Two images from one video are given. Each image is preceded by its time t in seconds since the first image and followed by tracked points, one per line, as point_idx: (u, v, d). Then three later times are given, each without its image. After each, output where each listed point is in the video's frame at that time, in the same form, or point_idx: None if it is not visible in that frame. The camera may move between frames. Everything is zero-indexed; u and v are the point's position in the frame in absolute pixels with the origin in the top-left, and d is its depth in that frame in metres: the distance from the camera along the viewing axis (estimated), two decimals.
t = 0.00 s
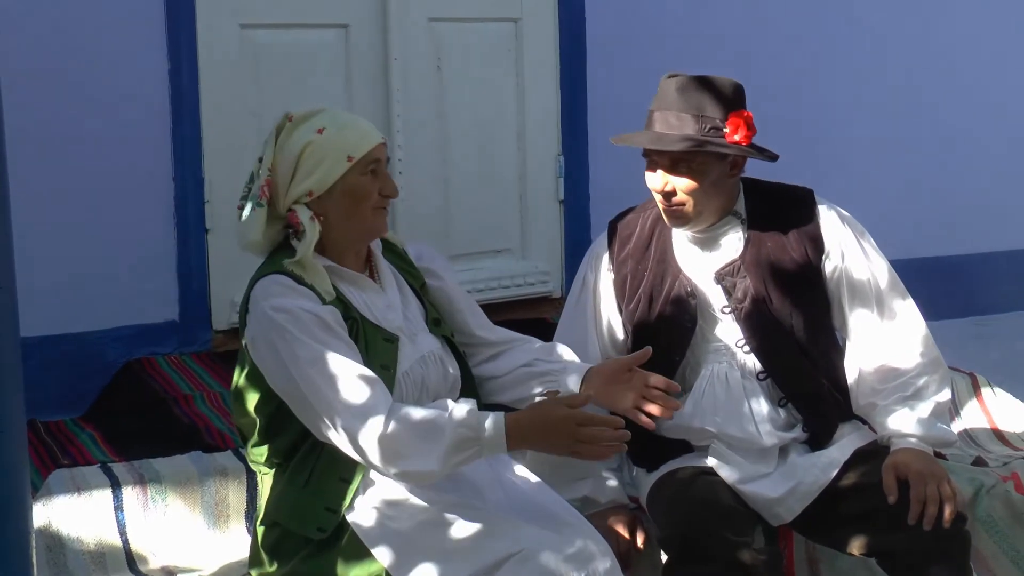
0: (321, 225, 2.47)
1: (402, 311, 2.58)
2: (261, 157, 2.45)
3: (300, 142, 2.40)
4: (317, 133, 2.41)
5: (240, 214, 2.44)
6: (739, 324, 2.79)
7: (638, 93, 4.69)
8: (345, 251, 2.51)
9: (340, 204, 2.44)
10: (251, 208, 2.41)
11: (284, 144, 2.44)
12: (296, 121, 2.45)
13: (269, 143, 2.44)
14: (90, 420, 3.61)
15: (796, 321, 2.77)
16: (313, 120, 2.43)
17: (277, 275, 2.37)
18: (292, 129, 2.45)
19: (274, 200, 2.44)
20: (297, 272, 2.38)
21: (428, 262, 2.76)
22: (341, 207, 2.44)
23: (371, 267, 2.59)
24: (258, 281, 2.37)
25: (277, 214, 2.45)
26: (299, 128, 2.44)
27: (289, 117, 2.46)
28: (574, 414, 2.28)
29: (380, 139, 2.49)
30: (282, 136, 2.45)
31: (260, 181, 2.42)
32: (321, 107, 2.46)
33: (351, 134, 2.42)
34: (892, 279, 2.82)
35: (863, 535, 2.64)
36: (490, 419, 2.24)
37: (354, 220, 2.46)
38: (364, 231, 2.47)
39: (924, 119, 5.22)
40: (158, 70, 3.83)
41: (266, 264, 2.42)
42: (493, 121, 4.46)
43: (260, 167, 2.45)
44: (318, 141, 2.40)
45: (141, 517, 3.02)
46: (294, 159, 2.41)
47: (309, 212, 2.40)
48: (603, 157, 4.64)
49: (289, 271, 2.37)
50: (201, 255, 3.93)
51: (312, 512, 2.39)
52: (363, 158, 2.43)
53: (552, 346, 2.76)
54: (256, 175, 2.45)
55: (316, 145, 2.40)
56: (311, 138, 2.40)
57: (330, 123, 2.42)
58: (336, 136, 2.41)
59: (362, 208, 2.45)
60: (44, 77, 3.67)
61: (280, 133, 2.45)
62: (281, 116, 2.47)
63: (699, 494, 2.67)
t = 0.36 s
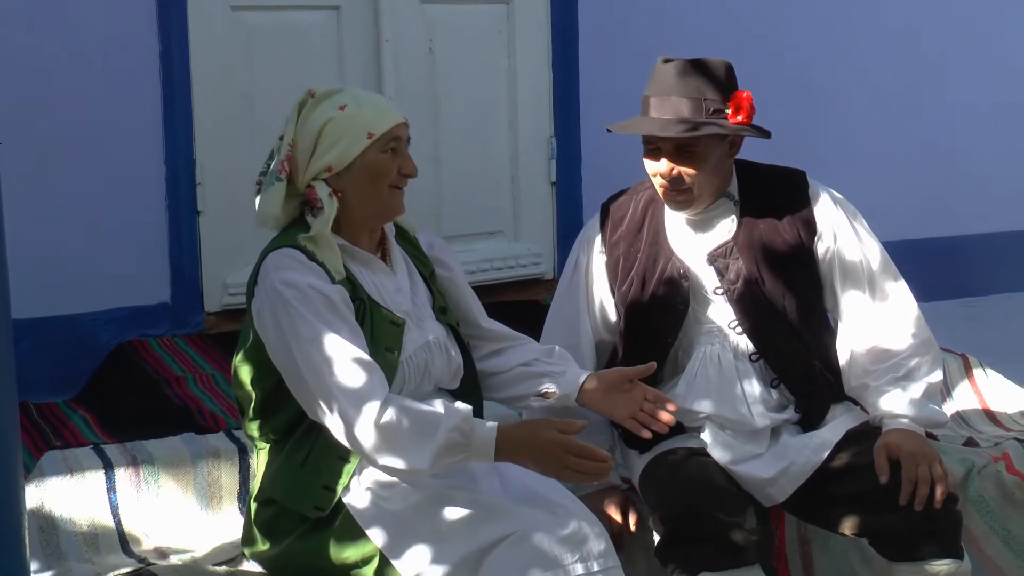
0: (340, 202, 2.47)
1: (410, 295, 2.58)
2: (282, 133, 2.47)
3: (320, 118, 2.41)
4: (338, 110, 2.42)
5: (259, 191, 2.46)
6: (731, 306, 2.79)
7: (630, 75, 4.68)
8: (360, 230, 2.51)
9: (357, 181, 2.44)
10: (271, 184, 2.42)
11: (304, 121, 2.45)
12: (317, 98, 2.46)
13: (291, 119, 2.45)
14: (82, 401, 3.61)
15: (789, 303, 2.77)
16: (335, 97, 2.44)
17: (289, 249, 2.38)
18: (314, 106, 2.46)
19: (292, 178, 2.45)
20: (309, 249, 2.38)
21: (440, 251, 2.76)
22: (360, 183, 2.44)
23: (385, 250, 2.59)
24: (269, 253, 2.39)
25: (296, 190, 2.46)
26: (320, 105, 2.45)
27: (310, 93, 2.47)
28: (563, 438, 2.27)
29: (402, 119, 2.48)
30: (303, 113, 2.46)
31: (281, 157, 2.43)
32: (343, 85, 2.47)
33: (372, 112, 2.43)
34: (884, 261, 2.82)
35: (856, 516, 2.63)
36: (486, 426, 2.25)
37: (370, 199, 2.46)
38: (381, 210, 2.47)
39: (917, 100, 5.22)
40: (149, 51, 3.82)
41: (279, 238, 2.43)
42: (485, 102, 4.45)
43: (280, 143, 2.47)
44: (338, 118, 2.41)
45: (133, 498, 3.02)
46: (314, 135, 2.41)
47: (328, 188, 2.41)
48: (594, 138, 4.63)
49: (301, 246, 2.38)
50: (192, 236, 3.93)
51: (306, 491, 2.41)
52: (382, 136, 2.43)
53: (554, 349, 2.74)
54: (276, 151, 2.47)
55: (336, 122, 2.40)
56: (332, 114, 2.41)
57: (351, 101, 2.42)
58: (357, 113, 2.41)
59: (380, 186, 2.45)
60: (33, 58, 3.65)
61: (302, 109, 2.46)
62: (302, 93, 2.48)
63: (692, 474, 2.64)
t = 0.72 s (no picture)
0: (342, 194, 2.47)
1: (406, 283, 2.57)
2: (287, 123, 2.44)
3: (330, 112, 2.39)
4: (347, 104, 2.40)
5: (262, 176, 2.45)
6: (729, 294, 2.78)
7: (627, 64, 4.67)
8: (359, 221, 2.51)
9: (361, 175, 2.43)
10: (275, 175, 2.41)
11: (312, 111, 2.43)
12: (326, 89, 2.43)
13: (299, 109, 2.42)
14: (77, 391, 3.61)
15: (787, 292, 2.76)
16: (345, 90, 2.42)
17: (285, 236, 2.38)
18: (322, 97, 2.43)
19: (298, 166, 2.44)
20: (306, 237, 2.38)
21: (438, 241, 2.75)
22: (364, 178, 2.43)
23: (383, 238, 2.58)
24: (266, 240, 2.38)
25: (298, 180, 2.45)
26: (329, 97, 2.43)
27: (319, 83, 2.44)
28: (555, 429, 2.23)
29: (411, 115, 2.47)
30: (311, 103, 2.43)
31: (287, 149, 2.42)
32: (353, 77, 2.44)
33: (381, 108, 2.41)
34: (882, 251, 2.82)
35: (852, 505, 2.62)
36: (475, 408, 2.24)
37: (373, 196, 2.45)
38: (382, 205, 2.46)
39: (915, 89, 5.21)
40: (144, 39, 3.80)
41: (278, 225, 2.43)
42: (483, 90, 4.44)
43: (285, 132, 2.45)
44: (348, 113, 2.39)
45: (129, 488, 3.02)
46: (321, 128, 2.40)
47: (331, 181, 2.40)
48: (591, 126, 4.63)
49: (297, 233, 2.38)
50: (187, 225, 3.92)
51: (303, 481, 2.42)
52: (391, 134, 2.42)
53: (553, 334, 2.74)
54: (281, 140, 2.44)
55: (345, 116, 2.39)
56: (341, 108, 2.39)
57: (361, 96, 2.41)
58: (366, 109, 2.40)
59: (383, 183, 2.44)
60: (28, 47, 3.64)
61: (309, 99, 2.44)
62: (312, 81, 2.45)
63: (688, 463, 2.64)
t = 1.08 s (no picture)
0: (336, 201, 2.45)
1: (399, 282, 2.57)
2: (282, 128, 2.42)
3: (326, 121, 2.37)
4: (343, 113, 2.38)
5: (256, 179, 2.43)
6: (729, 294, 2.78)
7: (625, 64, 4.67)
8: (353, 223, 2.51)
9: (356, 183, 2.43)
10: (270, 182, 2.39)
11: (308, 118, 2.39)
12: (322, 96, 2.40)
13: (294, 117, 2.39)
14: (76, 391, 3.60)
15: (787, 292, 2.76)
16: (341, 99, 2.39)
17: (276, 237, 2.37)
18: (318, 105, 2.40)
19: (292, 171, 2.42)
20: (297, 239, 2.38)
21: (431, 240, 2.75)
22: (359, 188, 2.43)
23: (375, 239, 2.58)
24: (256, 243, 2.38)
25: (292, 185, 2.44)
26: (325, 105, 2.39)
27: (315, 89, 2.40)
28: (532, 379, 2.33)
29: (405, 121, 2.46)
30: (306, 110, 2.39)
31: (282, 156, 2.39)
32: (350, 84, 2.42)
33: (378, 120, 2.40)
34: (882, 253, 2.81)
35: (851, 505, 2.61)
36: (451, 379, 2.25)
37: (368, 203, 2.45)
38: (376, 212, 2.47)
39: (914, 89, 5.21)
40: (144, 40, 3.80)
41: (269, 227, 2.43)
42: (481, 91, 4.44)
43: (279, 137, 2.42)
44: (344, 124, 2.37)
45: (128, 488, 3.02)
46: (318, 136, 2.38)
47: (325, 190, 2.41)
48: (589, 126, 4.63)
49: (288, 235, 2.38)
50: (186, 226, 3.92)
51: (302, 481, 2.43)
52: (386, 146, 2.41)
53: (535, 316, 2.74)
54: (275, 145, 2.42)
55: (341, 127, 2.37)
56: (337, 118, 2.37)
57: (357, 105, 2.39)
58: (362, 120, 2.39)
59: (376, 190, 2.44)
60: (28, 47, 3.64)
61: (305, 105, 2.40)
62: (306, 87, 2.40)
63: (687, 463, 2.63)
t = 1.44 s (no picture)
0: (329, 206, 2.46)
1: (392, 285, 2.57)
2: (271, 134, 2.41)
3: (315, 126, 2.37)
4: (331, 117, 2.38)
5: (248, 184, 2.43)
6: (729, 295, 2.77)
7: (625, 66, 4.68)
8: (344, 226, 2.51)
9: (347, 187, 2.43)
10: (262, 188, 2.39)
11: (298, 123, 2.39)
12: (311, 100, 2.40)
13: (282, 122, 2.39)
14: (76, 392, 3.60)
15: (787, 293, 2.75)
16: (330, 103, 2.39)
17: (265, 241, 2.39)
18: (307, 109, 2.40)
19: (283, 175, 2.42)
20: (285, 245, 2.40)
21: (425, 242, 2.75)
22: (350, 192, 2.44)
23: (367, 241, 2.58)
24: (246, 247, 2.40)
25: (285, 190, 2.44)
26: (314, 110, 2.39)
27: (303, 94, 2.40)
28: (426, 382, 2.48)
29: (394, 123, 2.45)
30: (295, 114, 2.40)
31: (272, 162, 2.39)
32: (338, 87, 2.41)
33: (366, 123, 2.40)
34: (882, 254, 2.81)
35: (852, 506, 2.62)
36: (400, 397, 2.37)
37: (358, 204, 2.45)
38: (367, 214, 2.47)
39: (914, 89, 5.21)
40: (144, 41, 3.80)
41: (259, 231, 2.44)
42: (481, 91, 4.44)
43: (269, 143, 2.41)
44: (332, 129, 2.37)
45: (129, 490, 3.02)
46: (307, 142, 2.38)
47: (317, 195, 2.41)
48: (589, 128, 4.63)
49: (277, 241, 2.40)
50: (187, 227, 3.92)
51: (299, 485, 2.45)
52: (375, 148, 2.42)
53: (495, 347, 2.66)
54: (265, 150, 2.42)
55: (330, 131, 2.37)
56: (326, 123, 2.37)
57: (346, 109, 2.38)
58: (351, 123, 2.38)
59: (367, 192, 2.44)
60: (28, 48, 3.64)
61: (293, 111, 2.40)
62: (295, 92, 2.40)
63: (688, 465, 2.62)
